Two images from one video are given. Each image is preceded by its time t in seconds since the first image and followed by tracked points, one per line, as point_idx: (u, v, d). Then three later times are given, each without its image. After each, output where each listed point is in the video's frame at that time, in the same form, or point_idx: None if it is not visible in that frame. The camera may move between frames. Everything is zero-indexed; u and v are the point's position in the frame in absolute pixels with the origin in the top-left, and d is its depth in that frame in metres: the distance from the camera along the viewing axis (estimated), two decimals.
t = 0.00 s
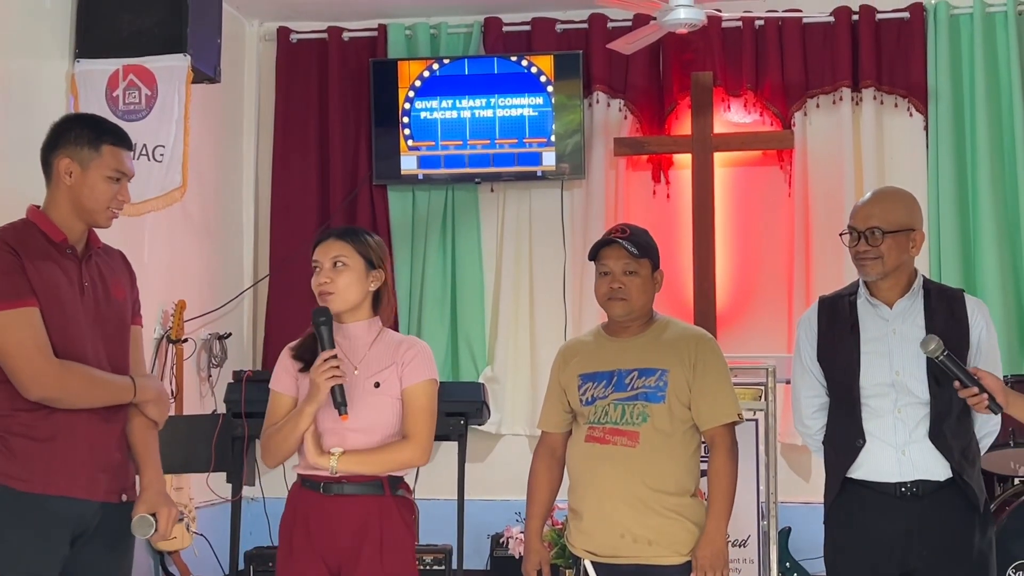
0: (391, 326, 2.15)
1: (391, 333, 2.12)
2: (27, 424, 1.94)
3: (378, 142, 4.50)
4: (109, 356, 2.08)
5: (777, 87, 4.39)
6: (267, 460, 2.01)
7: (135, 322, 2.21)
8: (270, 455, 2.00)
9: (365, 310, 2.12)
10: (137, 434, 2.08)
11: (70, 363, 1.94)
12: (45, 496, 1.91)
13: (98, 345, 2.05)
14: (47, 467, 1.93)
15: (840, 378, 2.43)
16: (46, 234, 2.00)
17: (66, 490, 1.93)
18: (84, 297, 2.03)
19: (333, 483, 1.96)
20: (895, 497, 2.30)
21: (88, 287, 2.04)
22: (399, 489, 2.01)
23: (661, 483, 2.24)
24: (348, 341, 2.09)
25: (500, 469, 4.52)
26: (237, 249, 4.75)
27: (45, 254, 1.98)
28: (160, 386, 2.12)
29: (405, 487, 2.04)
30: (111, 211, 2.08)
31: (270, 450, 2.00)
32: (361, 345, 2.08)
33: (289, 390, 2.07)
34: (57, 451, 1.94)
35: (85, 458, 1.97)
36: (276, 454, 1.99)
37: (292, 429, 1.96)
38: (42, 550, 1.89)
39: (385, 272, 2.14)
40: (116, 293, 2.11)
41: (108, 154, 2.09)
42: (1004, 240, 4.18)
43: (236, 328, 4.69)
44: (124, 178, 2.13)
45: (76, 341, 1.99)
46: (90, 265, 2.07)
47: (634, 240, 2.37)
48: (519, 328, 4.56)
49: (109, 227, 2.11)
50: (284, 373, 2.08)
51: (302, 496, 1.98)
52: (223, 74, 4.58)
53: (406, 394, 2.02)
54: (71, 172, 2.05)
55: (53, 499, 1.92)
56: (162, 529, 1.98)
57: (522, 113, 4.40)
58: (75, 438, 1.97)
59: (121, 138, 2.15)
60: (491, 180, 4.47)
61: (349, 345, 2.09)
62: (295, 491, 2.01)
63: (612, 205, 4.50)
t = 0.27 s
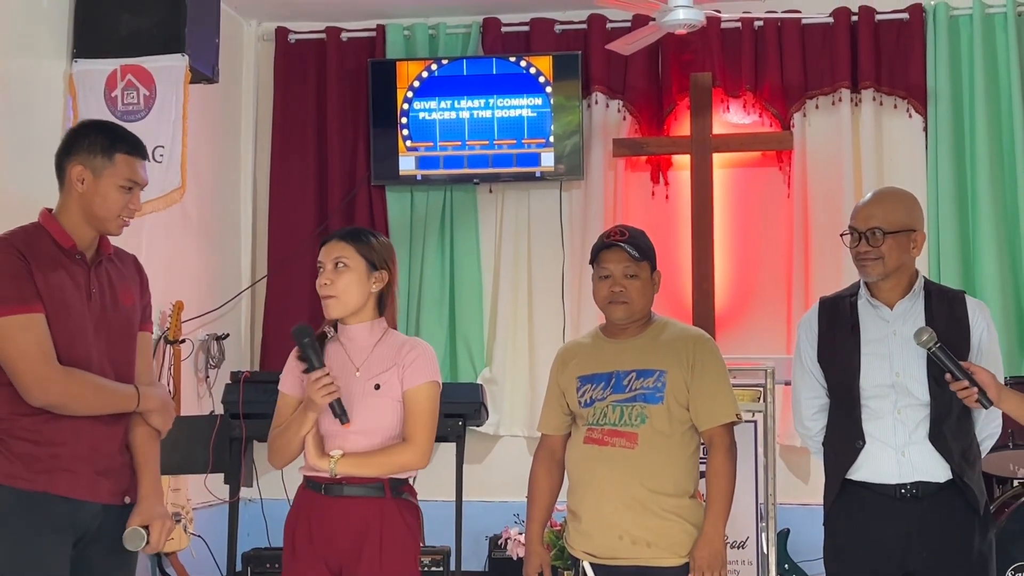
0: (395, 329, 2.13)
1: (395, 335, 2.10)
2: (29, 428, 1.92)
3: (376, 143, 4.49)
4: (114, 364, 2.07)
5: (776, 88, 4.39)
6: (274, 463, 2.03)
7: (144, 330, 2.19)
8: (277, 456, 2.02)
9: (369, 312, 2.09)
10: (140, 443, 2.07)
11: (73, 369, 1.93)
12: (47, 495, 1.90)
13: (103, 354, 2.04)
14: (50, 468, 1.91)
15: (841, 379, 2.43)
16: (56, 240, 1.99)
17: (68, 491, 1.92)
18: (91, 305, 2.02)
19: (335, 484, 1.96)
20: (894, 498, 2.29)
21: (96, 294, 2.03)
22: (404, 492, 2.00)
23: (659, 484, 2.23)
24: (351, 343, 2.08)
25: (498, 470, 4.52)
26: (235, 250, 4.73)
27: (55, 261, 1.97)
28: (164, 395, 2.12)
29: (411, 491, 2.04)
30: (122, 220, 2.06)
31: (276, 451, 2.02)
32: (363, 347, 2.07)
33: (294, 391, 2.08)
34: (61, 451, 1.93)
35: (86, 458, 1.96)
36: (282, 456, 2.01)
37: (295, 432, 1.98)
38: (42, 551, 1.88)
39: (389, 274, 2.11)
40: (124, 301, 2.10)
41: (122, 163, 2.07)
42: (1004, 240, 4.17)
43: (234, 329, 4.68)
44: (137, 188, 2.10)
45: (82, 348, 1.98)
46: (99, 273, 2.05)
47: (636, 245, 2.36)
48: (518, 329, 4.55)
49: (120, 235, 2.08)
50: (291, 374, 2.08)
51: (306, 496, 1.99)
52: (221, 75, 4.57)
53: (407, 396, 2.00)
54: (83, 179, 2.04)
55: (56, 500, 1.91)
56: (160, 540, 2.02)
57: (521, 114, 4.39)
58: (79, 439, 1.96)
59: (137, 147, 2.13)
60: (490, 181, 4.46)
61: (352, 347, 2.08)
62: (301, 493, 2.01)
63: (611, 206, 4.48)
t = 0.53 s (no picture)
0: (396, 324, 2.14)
1: (395, 329, 2.11)
2: (25, 423, 1.87)
3: (375, 140, 4.48)
4: (111, 361, 2.02)
5: (775, 85, 4.37)
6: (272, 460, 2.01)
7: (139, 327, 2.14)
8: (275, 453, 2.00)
9: (368, 307, 2.10)
10: (133, 445, 2.00)
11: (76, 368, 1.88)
12: (40, 493, 1.85)
13: (103, 353, 1.99)
14: (42, 465, 1.86)
15: (841, 376, 2.42)
16: (58, 234, 1.94)
17: (60, 490, 1.86)
18: (92, 301, 1.97)
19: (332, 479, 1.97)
20: (894, 496, 2.28)
21: (97, 290, 1.98)
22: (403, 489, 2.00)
23: (660, 482, 2.22)
24: (350, 339, 2.08)
25: (496, 468, 4.50)
26: (233, 248, 4.72)
27: (58, 256, 1.92)
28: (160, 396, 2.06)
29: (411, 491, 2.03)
30: (125, 216, 2.01)
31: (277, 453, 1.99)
32: (362, 344, 2.06)
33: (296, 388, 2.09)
34: (54, 448, 1.88)
35: (79, 456, 1.91)
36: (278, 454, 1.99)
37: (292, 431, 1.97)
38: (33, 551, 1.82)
39: (387, 268, 2.11)
40: (122, 298, 2.05)
41: (128, 159, 2.02)
42: (1003, 237, 4.16)
43: (231, 327, 4.67)
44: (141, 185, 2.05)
45: (83, 347, 1.93)
46: (99, 269, 2.01)
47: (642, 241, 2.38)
48: (516, 327, 4.54)
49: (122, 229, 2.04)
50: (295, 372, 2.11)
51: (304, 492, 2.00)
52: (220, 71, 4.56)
53: (404, 392, 1.99)
54: (88, 173, 1.98)
55: (49, 498, 1.85)
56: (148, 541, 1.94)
57: (519, 110, 4.38)
58: (73, 437, 1.90)
59: (143, 142, 2.08)
60: (489, 178, 4.45)
61: (351, 343, 2.07)
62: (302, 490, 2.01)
63: (610, 203, 4.47)
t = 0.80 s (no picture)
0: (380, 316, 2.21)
1: (377, 323, 2.19)
2: (8, 417, 1.84)
3: (375, 137, 4.48)
4: (94, 356, 1.99)
5: (775, 81, 4.37)
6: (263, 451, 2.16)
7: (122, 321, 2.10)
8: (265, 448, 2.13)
9: (350, 301, 2.19)
10: (114, 444, 1.96)
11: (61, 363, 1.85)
12: (28, 488, 1.82)
13: (88, 347, 1.96)
14: (29, 460, 1.83)
15: (840, 371, 2.42)
16: (45, 225, 1.90)
17: (48, 485, 1.84)
18: (78, 295, 1.94)
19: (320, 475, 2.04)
20: (895, 491, 2.28)
21: (82, 283, 1.95)
22: (389, 486, 2.07)
23: (661, 478, 2.22)
24: (334, 333, 2.16)
25: (496, 465, 4.50)
26: (233, 244, 4.72)
27: (44, 248, 1.89)
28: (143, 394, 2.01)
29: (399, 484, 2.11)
30: (114, 207, 1.99)
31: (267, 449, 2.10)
32: (343, 339, 2.14)
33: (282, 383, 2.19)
34: (41, 443, 1.85)
35: (66, 451, 1.88)
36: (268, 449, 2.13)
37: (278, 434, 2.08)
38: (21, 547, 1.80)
39: (369, 263, 2.20)
40: (108, 292, 2.02)
41: (118, 149, 1.99)
42: (1003, 234, 4.16)
43: (232, 323, 4.67)
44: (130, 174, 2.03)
45: (70, 341, 1.91)
46: (84, 262, 1.97)
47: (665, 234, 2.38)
48: (516, 325, 4.54)
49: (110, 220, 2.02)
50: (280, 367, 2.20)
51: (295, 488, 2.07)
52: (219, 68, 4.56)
53: (387, 386, 2.07)
54: (78, 164, 1.94)
55: (36, 494, 1.83)
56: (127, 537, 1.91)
57: (519, 107, 4.38)
58: (61, 432, 1.88)
59: (131, 131, 2.05)
60: (489, 175, 4.45)
61: (335, 338, 2.16)
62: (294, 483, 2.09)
63: (610, 200, 4.47)
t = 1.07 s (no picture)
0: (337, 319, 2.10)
1: (335, 324, 2.09)
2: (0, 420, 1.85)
3: (376, 141, 4.52)
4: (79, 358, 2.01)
5: (772, 85, 4.42)
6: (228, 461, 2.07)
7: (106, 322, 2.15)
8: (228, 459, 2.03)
9: (306, 302, 2.09)
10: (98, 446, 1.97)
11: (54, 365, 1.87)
12: (20, 491, 1.84)
13: (75, 349, 2.00)
14: (20, 463, 1.85)
15: (837, 373, 2.47)
16: (40, 225, 1.93)
17: (41, 487, 1.86)
18: (68, 297, 1.97)
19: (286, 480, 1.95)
20: (891, 491, 2.32)
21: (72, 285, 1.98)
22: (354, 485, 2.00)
23: (662, 479, 2.26)
24: (287, 336, 2.05)
25: (496, 466, 4.55)
26: (235, 247, 4.77)
27: (39, 248, 1.91)
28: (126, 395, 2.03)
29: (366, 484, 2.03)
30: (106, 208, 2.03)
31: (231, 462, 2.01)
32: (298, 340, 2.04)
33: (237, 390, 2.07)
34: (31, 447, 1.87)
35: (56, 454, 1.90)
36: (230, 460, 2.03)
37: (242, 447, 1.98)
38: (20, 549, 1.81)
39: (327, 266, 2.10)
40: (93, 294, 2.06)
41: (114, 152, 2.01)
42: (997, 238, 4.20)
43: (234, 326, 4.71)
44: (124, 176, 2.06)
45: (62, 343, 1.94)
46: (73, 263, 2.00)
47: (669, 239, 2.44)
48: (516, 328, 4.59)
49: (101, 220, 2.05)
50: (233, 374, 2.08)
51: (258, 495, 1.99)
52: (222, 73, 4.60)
53: (347, 385, 1.98)
54: (74, 164, 1.97)
55: (29, 496, 1.85)
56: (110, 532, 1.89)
57: (519, 111, 4.43)
58: (51, 436, 1.90)
59: (127, 133, 2.07)
60: (489, 178, 4.49)
61: (290, 340, 2.05)
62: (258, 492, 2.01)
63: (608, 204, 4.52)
